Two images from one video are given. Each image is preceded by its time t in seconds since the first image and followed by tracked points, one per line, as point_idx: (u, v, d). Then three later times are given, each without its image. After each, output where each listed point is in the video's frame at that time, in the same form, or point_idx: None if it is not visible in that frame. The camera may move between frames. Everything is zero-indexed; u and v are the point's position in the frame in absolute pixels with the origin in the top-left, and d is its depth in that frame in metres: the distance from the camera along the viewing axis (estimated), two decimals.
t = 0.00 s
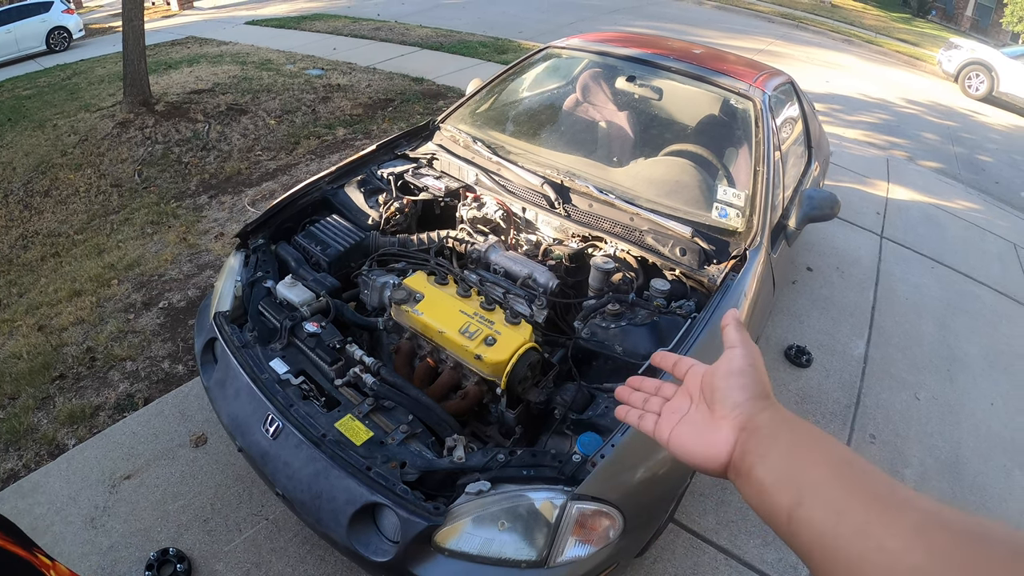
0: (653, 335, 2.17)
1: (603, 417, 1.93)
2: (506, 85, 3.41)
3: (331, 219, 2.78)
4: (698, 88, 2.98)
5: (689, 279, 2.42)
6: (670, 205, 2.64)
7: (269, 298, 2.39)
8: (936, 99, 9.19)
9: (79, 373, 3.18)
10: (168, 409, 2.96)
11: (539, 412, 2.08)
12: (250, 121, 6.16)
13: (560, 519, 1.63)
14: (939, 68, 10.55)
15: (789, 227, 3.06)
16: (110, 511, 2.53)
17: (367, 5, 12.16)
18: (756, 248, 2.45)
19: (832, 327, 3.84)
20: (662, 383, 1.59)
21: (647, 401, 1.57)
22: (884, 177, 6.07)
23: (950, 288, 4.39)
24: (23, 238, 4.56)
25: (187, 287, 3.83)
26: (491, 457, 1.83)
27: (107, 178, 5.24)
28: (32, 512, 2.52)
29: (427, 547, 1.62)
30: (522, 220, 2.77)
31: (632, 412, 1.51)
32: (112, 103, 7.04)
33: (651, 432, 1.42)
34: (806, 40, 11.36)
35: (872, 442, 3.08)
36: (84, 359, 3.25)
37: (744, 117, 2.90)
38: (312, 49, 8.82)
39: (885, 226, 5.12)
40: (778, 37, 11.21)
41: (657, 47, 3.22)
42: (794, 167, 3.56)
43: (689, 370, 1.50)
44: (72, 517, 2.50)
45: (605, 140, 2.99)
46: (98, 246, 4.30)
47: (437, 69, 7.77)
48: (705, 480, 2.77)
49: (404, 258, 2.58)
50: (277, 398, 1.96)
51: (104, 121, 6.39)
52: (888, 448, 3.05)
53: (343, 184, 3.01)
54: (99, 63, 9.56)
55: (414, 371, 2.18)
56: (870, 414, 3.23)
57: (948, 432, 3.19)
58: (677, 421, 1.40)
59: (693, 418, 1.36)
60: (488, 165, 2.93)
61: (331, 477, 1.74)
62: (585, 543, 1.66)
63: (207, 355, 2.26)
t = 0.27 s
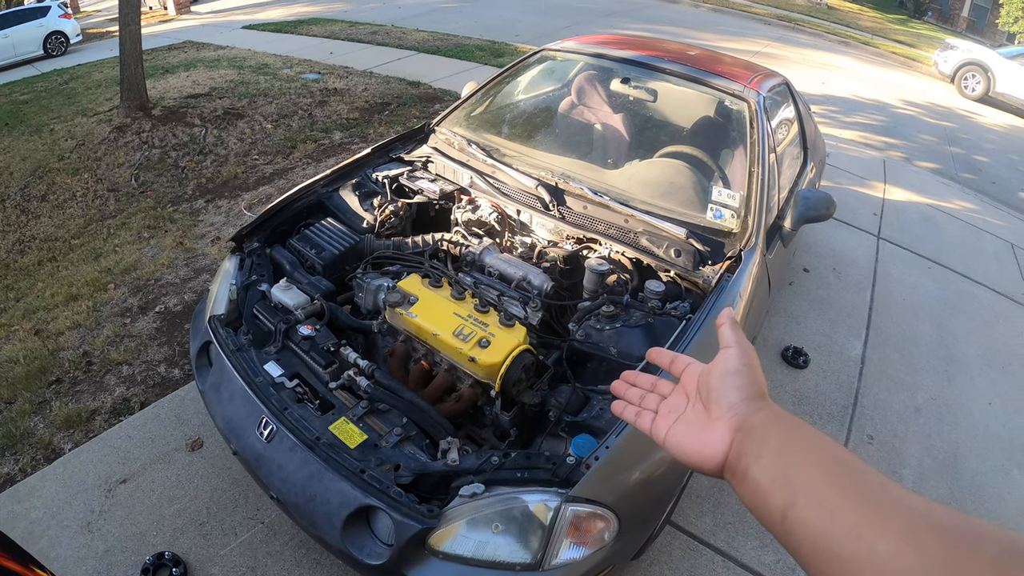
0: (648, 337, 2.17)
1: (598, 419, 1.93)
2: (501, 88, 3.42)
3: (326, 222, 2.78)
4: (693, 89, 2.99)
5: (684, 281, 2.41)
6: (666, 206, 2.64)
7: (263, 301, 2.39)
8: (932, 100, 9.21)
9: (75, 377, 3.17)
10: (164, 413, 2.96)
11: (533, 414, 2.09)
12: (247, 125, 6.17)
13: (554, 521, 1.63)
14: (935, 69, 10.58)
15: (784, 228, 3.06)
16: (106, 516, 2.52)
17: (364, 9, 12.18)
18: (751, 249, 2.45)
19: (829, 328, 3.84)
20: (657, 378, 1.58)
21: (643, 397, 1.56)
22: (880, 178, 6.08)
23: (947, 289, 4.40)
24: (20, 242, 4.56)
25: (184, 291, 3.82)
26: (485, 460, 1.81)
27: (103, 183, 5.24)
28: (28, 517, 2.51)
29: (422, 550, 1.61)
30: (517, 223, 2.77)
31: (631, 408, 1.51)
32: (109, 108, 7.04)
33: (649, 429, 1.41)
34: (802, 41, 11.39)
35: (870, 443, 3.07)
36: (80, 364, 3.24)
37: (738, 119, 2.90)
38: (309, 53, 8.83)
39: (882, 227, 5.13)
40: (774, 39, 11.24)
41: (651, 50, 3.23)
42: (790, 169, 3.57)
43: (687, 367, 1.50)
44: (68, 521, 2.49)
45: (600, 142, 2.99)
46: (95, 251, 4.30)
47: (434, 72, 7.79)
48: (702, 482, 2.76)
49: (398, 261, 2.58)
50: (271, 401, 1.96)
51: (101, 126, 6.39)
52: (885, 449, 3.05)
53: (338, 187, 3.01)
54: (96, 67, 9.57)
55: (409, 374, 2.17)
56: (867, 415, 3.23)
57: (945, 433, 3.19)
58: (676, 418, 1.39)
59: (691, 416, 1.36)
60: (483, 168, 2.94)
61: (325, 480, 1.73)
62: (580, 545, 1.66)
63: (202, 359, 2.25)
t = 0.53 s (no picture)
0: (648, 339, 2.17)
1: (600, 422, 1.92)
2: (500, 90, 3.41)
3: (324, 225, 2.77)
4: (693, 91, 2.98)
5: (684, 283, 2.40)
6: (666, 208, 2.63)
7: (262, 305, 2.37)
8: (931, 101, 9.22)
9: (73, 381, 3.15)
10: (162, 417, 2.94)
11: (534, 418, 2.08)
12: (245, 128, 6.16)
13: (556, 526, 1.62)
14: (933, 69, 10.60)
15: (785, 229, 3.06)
16: (104, 521, 2.50)
17: (362, 11, 12.18)
18: (752, 250, 2.44)
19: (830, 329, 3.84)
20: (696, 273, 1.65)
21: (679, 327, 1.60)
22: (879, 179, 6.08)
23: (947, 289, 4.39)
24: (18, 245, 4.54)
25: (182, 294, 3.81)
26: (486, 464, 1.80)
27: (101, 185, 5.23)
28: (26, 522, 2.49)
29: (423, 555, 1.60)
30: (516, 225, 2.76)
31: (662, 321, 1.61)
32: (107, 110, 7.03)
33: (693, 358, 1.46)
34: (801, 43, 11.41)
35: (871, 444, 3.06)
36: (79, 367, 3.23)
37: (739, 120, 2.90)
38: (307, 55, 8.82)
39: (881, 228, 5.13)
40: (773, 40, 11.26)
41: (651, 51, 3.23)
42: (790, 170, 3.57)
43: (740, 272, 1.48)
44: (66, 526, 2.48)
45: (599, 144, 2.98)
46: (93, 253, 4.28)
47: (433, 74, 7.79)
48: (703, 485, 2.75)
49: (398, 264, 2.57)
50: (270, 406, 1.94)
51: (100, 128, 6.37)
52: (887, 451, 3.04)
53: (336, 190, 3.00)
54: (95, 70, 9.56)
55: (408, 378, 2.16)
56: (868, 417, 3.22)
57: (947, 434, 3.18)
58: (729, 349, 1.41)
59: (751, 350, 1.35)
60: (483, 170, 2.93)
61: (324, 485, 1.72)
62: (582, 550, 1.65)
63: (200, 363, 2.24)
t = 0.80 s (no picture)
0: (652, 340, 2.17)
1: (603, 422, 1.92)
2: (502, 90, 3.41)
3: (327, 225, 2.77)
4: (695, 92, 2.98)
5: (687, 284, 2.41)
6: (669, 209, 2.64)
7: (265, 304, 2.37)
8: (931, 103, 9.22)
9: (74, 380, 3.15)
10: (164, 417, 2.94)
11: (537, 418, 2.08)
12: (246, 127, 6.15)
13: (560, 526, 1.63)
14: (933, 71, 10.60)
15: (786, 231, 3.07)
16: (106, 520, 2.50)
17: (363, 11, 12.18)
18: (755, 251, 2.44)
19: (831, 330, 3.84)
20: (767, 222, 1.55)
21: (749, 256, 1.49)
22: (879, 180, 6.09)
23: (947, 291, 4.40)
24: (18, 244, 4.54)
25: (183, 293, 3.80)
26: (490, 464, 1.80)
27: (102, 184, 5.22)
28: (27, 521, 2.49)
29: (427, 555, 1.60)
30: (519, 225, 2.77)
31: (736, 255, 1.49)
32: (108, 109, 7.02)
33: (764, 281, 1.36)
34: (801, 44, 11.41)
35: (872, 445, 3.07)
36: (79, 366, 3.22)
37: (741, 121, 2.90)
38: (308, 55, 8.82)
39: (882, 229, 5.13)
40: (773, 41, 11.27)
41: (653, 52, 3.23)
42: (791, 171, 3.57)
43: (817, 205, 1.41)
44: (67, 525, 2.47)
45: (601, 145, 2.98)
46: (93, 252, 4.28)
47: (433, 74, 7.79)
48: (704, 485, 2.75)
49: (400, 264, 2.58)
50: (274, 405, 1.94)
51: (100, 127, 6.37)
52: (887, 452, 3.04)
53: (339, 189, 3.00)
54: (95, 69, 9.56)
55: (412, 377, 2.17)
56: (869, 417, 3.23)
57: (948, 435, 3.19)
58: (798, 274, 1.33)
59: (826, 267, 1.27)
60: (485, 170, 2.93)
61: (328, 485, 1.72)
62: (586, 549, 1.66)
63: (203, 362, 2.24)
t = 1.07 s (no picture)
0: (650, 340, 2.18)
1: (601, 422, 1.94)
2: (502, 91, 3.42)
3: (328, 224, 2.78)
4: (695, 94, 2.99)
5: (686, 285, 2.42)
6: (667, 210, 2.64)
7: (265, 303, 2.38)
8: (931, 105, 9.24)
9: (74, 378, 3.16)
10: (163, 415, 2.95)
11: (536, 417, 2.09)
12: (247, 127, 6.16)
13: (557, 525, 1.64)
14: (933, 73, 10.62)
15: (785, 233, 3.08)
16: (106, 518, 2.51)
17: (363, 11, 12.19)
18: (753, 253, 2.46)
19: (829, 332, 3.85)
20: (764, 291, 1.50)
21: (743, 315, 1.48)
22: (878, 182, 6.10)
23: (946, 293, 4.41)
24: (19, 242, 4.55)
25: (183, 292, 3.81)
26: (489, 463, 1.81)
27: (102, 183, 5.23)
28: (27, 518, 2.50)
29: (425, 554, 1.61)
30: (518, 226, 2.78)
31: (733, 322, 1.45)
32: (108, 108, 7.03)
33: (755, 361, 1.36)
34: (801, 46, 11.42)
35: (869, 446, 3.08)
36: (80, 364, 3.23)
37: (740, 123, 2.92)
38: (309, 55, 8.83)
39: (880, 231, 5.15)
40: (773, 43, 11.28)
41: (653, 54, 3.24)
42: (790, 174, 3.59)
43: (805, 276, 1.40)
44: (67, 523, 2.48)
45: (601, 146, 2.99)
46: (94, 251, 4.29)
47: (434, 74, 7.80)
48: (702, 485, 2.76)
49: (400, 264, 2.59)
50: (274, 404, 1.95)
51: (100, 126, 6.38)
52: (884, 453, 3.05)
53: (339, 189, 3.01)
54: (96, 67, 9.56)
55: (411, 377, 2.18)
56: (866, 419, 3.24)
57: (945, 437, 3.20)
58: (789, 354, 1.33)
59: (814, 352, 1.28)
60: (485, 171, 2.94)
61: (328, 483, 1.73)
62: (583, 548, 1.67)
63: (203, 361, 2.25)
